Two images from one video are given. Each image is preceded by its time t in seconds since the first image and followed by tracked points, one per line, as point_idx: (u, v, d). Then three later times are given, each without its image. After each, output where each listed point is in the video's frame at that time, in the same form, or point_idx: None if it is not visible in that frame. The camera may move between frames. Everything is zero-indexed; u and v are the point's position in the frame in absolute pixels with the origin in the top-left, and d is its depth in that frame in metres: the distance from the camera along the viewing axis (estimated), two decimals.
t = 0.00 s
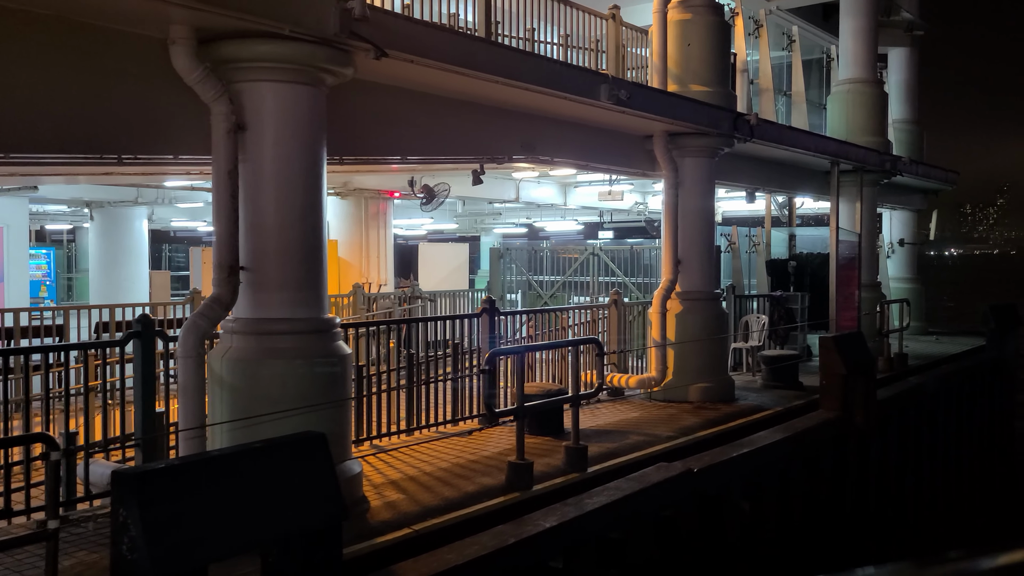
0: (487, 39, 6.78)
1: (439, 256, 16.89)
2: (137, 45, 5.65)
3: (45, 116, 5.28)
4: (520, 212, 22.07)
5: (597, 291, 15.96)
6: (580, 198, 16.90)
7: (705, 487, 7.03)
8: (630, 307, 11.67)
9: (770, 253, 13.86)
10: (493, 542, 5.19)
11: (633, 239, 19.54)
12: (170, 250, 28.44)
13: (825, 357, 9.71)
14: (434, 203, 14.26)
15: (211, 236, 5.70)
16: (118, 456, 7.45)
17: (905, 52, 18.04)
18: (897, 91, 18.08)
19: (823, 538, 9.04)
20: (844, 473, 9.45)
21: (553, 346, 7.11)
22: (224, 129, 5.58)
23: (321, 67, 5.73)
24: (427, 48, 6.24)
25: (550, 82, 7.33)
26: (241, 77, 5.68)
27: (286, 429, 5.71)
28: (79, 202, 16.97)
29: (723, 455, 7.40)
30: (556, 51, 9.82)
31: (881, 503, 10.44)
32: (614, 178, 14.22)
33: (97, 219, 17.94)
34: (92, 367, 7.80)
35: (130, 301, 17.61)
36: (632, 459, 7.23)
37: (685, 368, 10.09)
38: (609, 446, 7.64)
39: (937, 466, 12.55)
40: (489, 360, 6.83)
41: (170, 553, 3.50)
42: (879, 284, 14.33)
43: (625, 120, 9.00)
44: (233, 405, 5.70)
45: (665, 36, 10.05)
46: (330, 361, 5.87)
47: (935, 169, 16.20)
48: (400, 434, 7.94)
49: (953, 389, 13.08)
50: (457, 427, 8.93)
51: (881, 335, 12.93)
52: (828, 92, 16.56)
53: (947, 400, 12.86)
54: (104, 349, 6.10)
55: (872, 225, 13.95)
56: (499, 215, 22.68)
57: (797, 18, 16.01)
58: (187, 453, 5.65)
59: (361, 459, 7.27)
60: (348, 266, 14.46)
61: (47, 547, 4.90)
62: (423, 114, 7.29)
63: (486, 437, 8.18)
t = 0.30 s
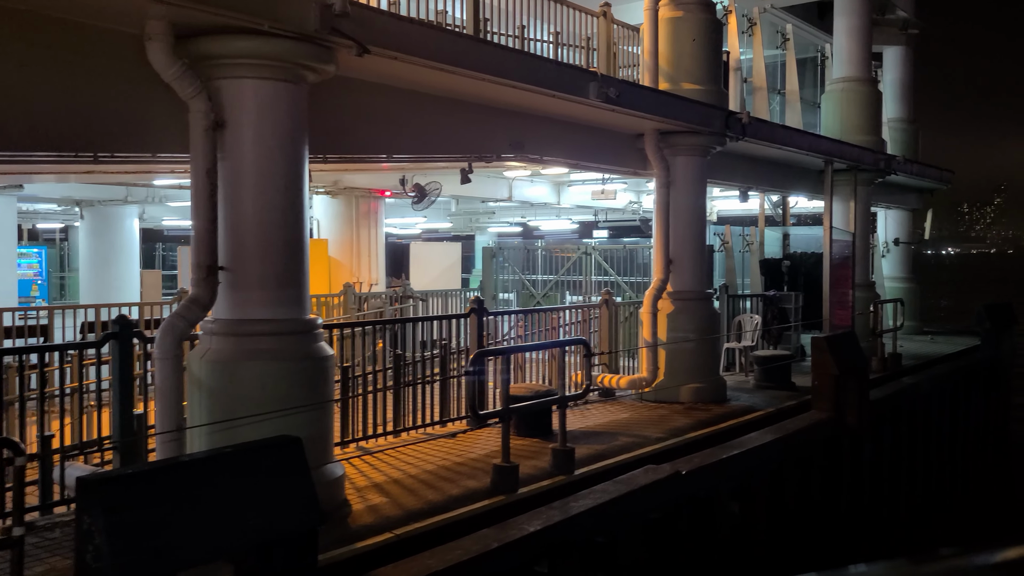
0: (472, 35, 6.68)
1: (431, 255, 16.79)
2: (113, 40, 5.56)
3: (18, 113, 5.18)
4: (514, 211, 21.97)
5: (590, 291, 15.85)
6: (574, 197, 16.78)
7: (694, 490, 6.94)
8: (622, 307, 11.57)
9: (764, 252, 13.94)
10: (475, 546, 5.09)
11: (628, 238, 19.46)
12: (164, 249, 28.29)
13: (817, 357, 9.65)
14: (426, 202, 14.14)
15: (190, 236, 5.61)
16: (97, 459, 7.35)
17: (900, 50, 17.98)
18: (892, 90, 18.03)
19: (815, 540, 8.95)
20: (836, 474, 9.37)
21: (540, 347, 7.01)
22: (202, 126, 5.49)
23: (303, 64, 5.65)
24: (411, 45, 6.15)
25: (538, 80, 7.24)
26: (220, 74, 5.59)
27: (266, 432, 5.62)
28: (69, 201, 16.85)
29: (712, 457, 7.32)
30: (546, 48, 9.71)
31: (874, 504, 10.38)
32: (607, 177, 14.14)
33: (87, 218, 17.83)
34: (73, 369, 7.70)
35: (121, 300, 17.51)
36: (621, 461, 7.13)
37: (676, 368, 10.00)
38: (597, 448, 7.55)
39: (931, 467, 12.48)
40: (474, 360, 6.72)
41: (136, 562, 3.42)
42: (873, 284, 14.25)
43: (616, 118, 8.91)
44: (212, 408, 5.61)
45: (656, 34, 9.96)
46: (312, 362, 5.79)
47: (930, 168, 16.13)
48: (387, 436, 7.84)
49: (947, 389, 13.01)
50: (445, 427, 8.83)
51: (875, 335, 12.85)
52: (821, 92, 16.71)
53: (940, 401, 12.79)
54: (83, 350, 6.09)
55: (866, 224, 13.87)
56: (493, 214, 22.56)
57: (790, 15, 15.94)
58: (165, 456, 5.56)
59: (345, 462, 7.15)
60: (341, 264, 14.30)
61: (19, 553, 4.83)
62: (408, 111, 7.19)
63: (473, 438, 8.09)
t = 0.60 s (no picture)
0: (438, 32, 6.58)
1: (403, 255, 16.64)
2: (66, 34, 5.42)
3: None
4: (491, 211, 21.87)
5: (564, 291, 15.74)
6: (549, 197, 16.68)
7: (663, 492, 6.89)
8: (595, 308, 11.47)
9: (738, 253, 14.01)
10: (437, 552, 5.00)
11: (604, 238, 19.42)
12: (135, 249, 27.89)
13: (788, 358, 9.65)
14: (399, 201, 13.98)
15: (145, 236, 5.47)
16: (53, 464, 7.16)
17: (874, 51, 18.09)
18: (866, 91, 18.13)
19: (786, 541, 8.94)
20: (807, 475, 9.37)
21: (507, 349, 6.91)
22: (157, 123, 5.35)
23: (263, 60, 5.53)
24: (375, 41, 6.04)
25: (507, 77, 7.14)
26: (176, 70, 5.45)
27: (223, 437, 5.48)
28: (35, 199, 16.54)
29: (682, 459, 7.27)
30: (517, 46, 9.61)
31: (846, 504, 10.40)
32: (581, 176, 14.07)
33: (54, 217, 17.57)
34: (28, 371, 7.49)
35: (89, 300, 17.22)
36: (589, 464, 7.06)
37: (648, 369, 9.94)
38: (566, 450, 7.47)
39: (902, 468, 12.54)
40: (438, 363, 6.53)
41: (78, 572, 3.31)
42: (846, 284, 14.27)
43: (587, 117, 8.85)
44: (167, 412, 5.47)
45: (628, 33, 9.90)
46: (272, 365, 5.67)
47: (903, 169, 16.21)
48: (353, 439, 7.69)
49: (919, 389, 13.08)
50: (413, 430, 8.69)
51: (848, 336, 12.89)
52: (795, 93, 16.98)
53: (912, 400, 12.85)
54: (35, 353, 5.93)
55: (839, 225, 13.91)
56: (469, 213, 22.42)
57: (765, 16, 15.97)
58: (119, 462, 5.41)
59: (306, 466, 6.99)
60: (310, 264, 14.14)
61: None
62: (374, 109, 7.08)
63: (441, 441, 7.97)
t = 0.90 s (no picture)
0: (381, 30, 6.46)
1: (353, 257, 16.40)
2: None
3: None
4: (446, 212, 21.71)
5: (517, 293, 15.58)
6: (503, 198, 16.59)
7: (610, 496, 6.86)
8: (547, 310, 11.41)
9: (691, 254, 14.08)
10: (376, 563, 4.89)
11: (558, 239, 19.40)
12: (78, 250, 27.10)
13: (737, 360, 9.71)
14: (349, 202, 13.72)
15: (72, 239, 5.27)
16: None
17: (824, 55, 18.36)
18: (816, 95, 18.40)
19: (734, 543, 8.99)
20: (755, 477, 9.44)
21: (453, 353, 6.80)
22: (84, 121, 5.14)
23: (198, 57, 5.35)
24: (315, 38, 5.89)
25: (453, 78, 7.06)
26: (105, 65, 5.24)
27: (154, 446, 5.29)
28: None
29: (629, 463, 7.25)
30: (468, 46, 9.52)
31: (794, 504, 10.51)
32: (535, 178, 14.01)
33: None
34: None
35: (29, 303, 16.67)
36: (537, 468, 6.99)
37: (599, 372, 9.92)
38: (513, 454, 7.39)
39: (848, 467, 12.74)
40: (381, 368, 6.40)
41: None
42: (796, 286, 14.44)
43: (537, 119, 8.79)
44: (95, 421, 5.27)
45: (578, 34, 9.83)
46: (208, 371, 5.48)
47: (852, 172, 16.46)
48: (296, 446, 7.50)
49: (866, 390, 13.30)
50: (360, 436, 8.53)
51: (798, 337, 13.04)
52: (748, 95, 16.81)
53: (859, 401, 13.05)
54: None
55: (789, 227, 14.06)
56: (424, 214, 22.22)
57: (717, 19, 16.11)
58: (43, 472, 5.20)
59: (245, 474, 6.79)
60: (258, 267, 13.86)
61: None
62: (317, 109, 6.92)
63: (388, 447, 7.82)
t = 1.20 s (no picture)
0: (346, 29, 6.35)
1: (324, 259, 16.22)
2: None
3: None
4: (422, 213, 21.55)
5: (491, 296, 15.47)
6: (479, 200, 16.48)
7: (578, 503, 6.78)
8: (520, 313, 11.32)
9: (665, 257, 14.05)
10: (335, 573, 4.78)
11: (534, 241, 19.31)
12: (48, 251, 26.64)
13: (710, 364, 9.66)
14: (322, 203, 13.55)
15: (22, 241, 5.10)
16: None
17: (800, 59, 18.42)
18: (792, 98, 18.46)
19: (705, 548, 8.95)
20: (728, 480, 9.40)
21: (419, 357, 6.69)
22: (34, 119, 4.97)
23: (154, 54, 5.21)
24: (277, 37, 5.77)
25: (421, 78, 6.96)
26: (56, 62, 5.08)
27: (107, 455, 5.13)
28: None
29: (599, 468, 7.18)
30: (439, 46, 9.41)
31: (766, 508, 10.49)
32: (509, 180, 13.93)
33: None
34: None
35: None
36: (505, 474, 6.90)
37: (571, 376, 9.85)
38: (481, 460, 7.29)
39: (821, 471, 12.77)
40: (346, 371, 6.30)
41: None
42: (771, 289, 14.44)
43: (508, 120, 8.70)
44: (46, 429, 5.10)
45: (552, 35, 9.79)
46: (164, 377, 5.35)
47: (826, 175, 16.51)
48: (260, 453, 7.36)
49: (840, 392, 13.33)
50: (326, 442, 8.40)
51: (772, 340, 13.04)
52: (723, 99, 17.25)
53: (833, 404, 13.08)
54: None
55: (764, 229, 14.06)
56: (400, 216, 22.06)
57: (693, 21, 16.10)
58: None
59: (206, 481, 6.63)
60: (228, 269, 13.69)
61: None
62: (281, 108, 6.79)
63: (354, 453, 7.70)
